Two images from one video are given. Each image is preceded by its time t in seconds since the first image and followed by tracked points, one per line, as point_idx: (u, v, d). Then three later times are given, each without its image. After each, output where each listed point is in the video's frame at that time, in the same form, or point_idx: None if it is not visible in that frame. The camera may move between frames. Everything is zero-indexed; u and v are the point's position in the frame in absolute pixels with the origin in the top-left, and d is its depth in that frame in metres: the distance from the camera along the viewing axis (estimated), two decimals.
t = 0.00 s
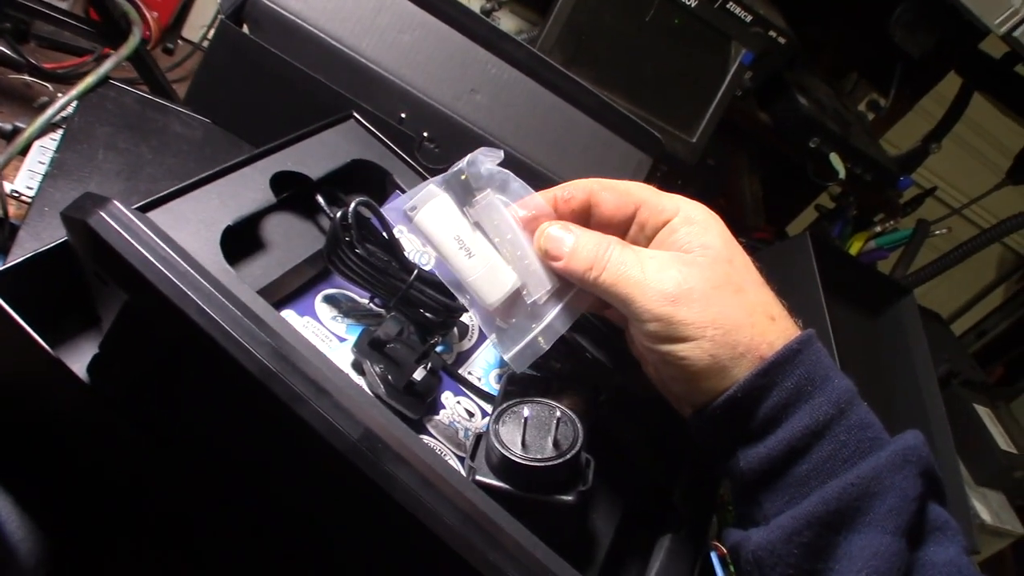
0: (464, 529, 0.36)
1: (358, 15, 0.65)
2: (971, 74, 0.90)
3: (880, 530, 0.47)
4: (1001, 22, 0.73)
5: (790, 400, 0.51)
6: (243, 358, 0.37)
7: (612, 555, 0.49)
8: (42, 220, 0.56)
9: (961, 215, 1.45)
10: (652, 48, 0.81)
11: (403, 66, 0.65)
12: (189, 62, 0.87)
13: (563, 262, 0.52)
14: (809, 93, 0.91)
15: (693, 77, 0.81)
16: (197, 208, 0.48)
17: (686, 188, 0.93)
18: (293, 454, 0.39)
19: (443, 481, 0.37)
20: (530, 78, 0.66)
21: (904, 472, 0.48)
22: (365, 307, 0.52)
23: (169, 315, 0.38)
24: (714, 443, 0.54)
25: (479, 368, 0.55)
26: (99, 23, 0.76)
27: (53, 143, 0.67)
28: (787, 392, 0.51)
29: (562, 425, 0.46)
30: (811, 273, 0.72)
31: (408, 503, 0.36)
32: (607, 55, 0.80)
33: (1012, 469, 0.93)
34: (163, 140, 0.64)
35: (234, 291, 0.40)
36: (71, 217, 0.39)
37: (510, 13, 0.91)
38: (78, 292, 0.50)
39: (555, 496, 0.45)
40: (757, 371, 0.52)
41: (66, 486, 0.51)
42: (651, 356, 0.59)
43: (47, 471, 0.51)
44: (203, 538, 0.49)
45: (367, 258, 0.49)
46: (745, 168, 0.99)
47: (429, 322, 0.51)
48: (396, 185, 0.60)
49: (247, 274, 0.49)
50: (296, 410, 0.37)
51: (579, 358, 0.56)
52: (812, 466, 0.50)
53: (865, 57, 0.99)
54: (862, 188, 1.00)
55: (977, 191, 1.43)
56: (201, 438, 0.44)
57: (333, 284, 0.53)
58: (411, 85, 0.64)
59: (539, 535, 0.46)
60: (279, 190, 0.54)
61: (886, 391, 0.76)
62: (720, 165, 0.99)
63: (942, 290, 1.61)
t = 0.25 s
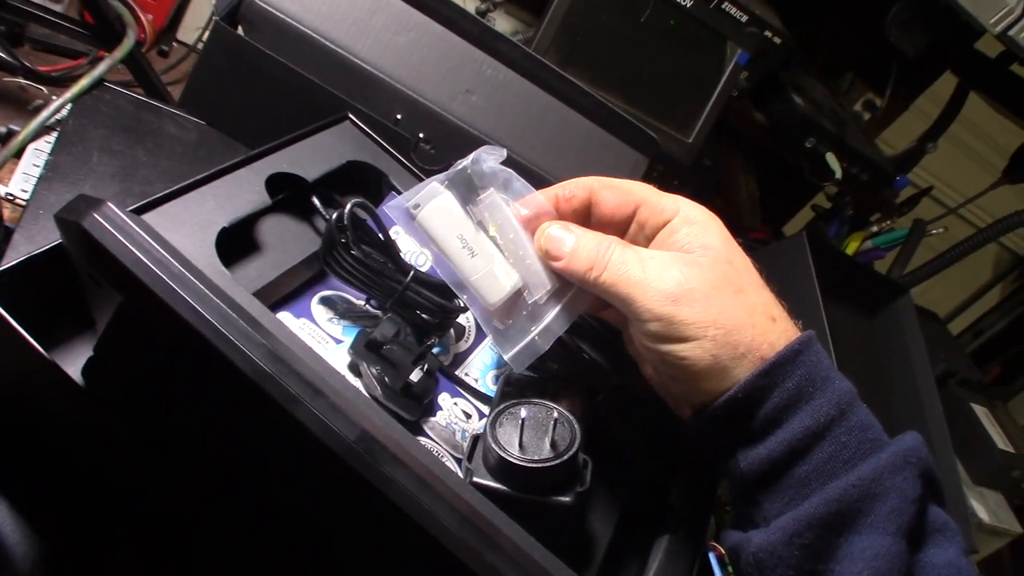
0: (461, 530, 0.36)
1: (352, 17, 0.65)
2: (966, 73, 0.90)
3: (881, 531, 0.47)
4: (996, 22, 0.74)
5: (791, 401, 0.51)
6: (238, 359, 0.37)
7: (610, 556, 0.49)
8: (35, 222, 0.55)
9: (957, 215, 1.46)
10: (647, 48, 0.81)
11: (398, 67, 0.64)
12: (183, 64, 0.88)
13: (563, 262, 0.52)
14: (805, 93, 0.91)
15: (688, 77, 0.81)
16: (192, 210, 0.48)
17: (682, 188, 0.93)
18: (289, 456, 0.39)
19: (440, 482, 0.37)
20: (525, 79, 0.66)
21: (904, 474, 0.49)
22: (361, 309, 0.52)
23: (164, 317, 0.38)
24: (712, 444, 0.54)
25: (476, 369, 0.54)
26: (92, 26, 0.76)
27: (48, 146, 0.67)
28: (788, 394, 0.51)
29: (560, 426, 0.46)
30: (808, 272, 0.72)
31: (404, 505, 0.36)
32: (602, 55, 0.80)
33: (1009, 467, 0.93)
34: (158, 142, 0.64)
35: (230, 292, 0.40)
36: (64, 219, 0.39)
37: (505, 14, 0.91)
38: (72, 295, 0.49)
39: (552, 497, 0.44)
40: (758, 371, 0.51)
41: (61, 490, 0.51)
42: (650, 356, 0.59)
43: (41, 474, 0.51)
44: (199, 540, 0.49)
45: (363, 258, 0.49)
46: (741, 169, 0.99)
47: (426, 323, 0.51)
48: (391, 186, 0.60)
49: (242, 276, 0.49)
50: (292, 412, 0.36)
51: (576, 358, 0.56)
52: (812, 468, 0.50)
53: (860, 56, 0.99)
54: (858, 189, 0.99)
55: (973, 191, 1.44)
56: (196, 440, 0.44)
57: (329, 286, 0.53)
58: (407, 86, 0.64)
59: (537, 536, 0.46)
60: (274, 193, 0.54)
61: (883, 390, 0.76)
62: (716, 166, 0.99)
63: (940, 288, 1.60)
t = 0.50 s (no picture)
0: (460, 531, 0.36)
1: (350, 18, 0.64)
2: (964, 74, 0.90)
3: (883, 535, 0.46)
4: (994, 23, 0.74)
5: (791, 405, 0.50)
6: (236, 361, 0.37)
7: (610, 558, 0.49)
8: (33, 224, 0.55)
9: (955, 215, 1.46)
10: (646, 49, 0.81)
11: (397, 68, 0.64)
12: (181, 66, 0.88)
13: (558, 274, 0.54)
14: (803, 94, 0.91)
15: (686, 78, 0.81)
16: (190, 211, 0.48)
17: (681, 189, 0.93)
18: (288, 458, 0.39)
19: (439, 484, 0.37)
20: (524, 80, 0.66)
21: (904, 478, 0.48)
22: (360, 310, 0.52)
23: (162, 318, 0.38)
24: (713, 445, 0.54)
25: (475, 371, 0.54)
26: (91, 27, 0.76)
27: (45, 147, 0.67)
28: (788, 396, 0.50)
29: (560, 428, 0.46)
30: (807, 273, 0.72)
31: (403, 507, 0.36)
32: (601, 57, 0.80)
33: (1008, 468, 0.93)
34: (156, 144, 0.64)
35: (228, 294, 0.40)
36: (61, 220, 0.39)
37: (504, 15, 0.91)
38: (70, 296, 0.49)
39: (552, 498, 0.44)
40: (759, 373, 0.51)
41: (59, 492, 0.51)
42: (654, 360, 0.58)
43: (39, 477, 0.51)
44: (199, 542, 0.49)
45: (362, 260, 0.49)
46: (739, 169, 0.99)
47: (425, 324, 0.51)
48: (390, 188, 0.60)
49: (240, 277, 0.49)
50: (290, 413, 0.36)
51: (575, 360, 0.56)
52: (812, 471, 0.49)
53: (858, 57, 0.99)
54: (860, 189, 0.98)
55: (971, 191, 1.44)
56: (195, 442, 0.43)
57: (327, 288, 0.53)
58: (405, 87, 0.64)
59: (536, 538, 0.46)
60: (273, 194, 0.54)
61: (882, 391, 0.76)
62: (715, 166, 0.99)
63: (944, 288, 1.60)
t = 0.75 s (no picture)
0: (461, 532, 0.36)
1: (350, 18, 0.64)
2: (963, 74, 0.90)
3: (894, 535, 0.43)
4: (993, 23, 0.73)
5: (795, 396, 0.47)
6: (235, 361, 0.37)
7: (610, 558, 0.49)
8: (31, 223, 0.55)
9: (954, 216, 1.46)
10: (645, 48, 0.80)
11: (396, 68, 0.64)
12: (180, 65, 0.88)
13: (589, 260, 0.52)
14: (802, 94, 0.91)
15: (686, 78, 0.81)
16: (189, 210, 0.48)
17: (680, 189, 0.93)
18: (287, 459, 0.39)
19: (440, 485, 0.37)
20: (523, 79, 0.66)
21: (909, 476, 0.45)
22: (359, 310, 0.52)
23: (160, 318, 0.38)
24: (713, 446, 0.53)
25: (474, 371, 0.54)
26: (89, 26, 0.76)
27: (43, 146, 0.66)
28: (795, 386, 0.47)
29: (559, 428, 0.46)
30: (807, 273, 0.72)
31: (403, 508, 0.36)
32: (600, 56, 0.79)
33: (1006, 468, 0.93)
34: (155, 143, 0.64)
35: (227, 293, 0.39)
36: (60, 220, 0.39)
37: (503, 14, 0.91)
38: (68, 295, 0.49)
39: (551, 499, 0.44)
40: (767, 361, 0.47)
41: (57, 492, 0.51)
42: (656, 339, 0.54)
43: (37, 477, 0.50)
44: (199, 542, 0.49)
45: (361, 260, 0.49)
46: (738, 169, 0.99)
47: (424, 325, 0.51)
48: (390, 188, 0.60)
49: (238, 277, 0.49)
50: (290, 414, 0.36)
51: (575, 360, 0.56)
52: (816, 468, 0.46)
53: (858, 57, 0.99)
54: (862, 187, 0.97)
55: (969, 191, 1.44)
56: (194, 441, 0.43)
57: (326, 288, 0.53)
58: (405, 87, 0.64)
59: (535, 538, 0.46)
60: (272, 193, 0.53)
61: (881, 391, 0.76)
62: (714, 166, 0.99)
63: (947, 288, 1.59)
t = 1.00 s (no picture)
0: (465, 531, 0.36)
1: (353, 16, 0.64)
2: (964, 76, 0.90)
3: (902, 542, 0.43)
4: (995, 25, 0.73)
5: (811, 404, 0.47)
6: (241, 359, 0.37)
7: (612, 558, 0.49)
8: (33, 218, 0.55)
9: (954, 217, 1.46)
10: (648, 48, 0.81)
11: (399, 66, 0.64)
12: (182, 61, 0.87)
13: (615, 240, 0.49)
14: (804, 95, 0.91)
15: (689, 78, 0.81)
16: (193, 207, 0.48)
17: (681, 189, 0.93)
18: (291, 456, 0.39)
19: (444, 482, 0.37)
20: (526, 78, 0.66)
21: (918, 485, 0.45)
22: (361, 308, 0.52)
23: (165, 315, 0.38)
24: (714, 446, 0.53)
25: (476, 369, 0.54)
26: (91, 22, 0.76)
27: (46, 142, 0.66)
28: (812, 394, 0.47)
29: (562, 427, 0.46)
30: (808, 274, 0.72)
31: (409, 508, 0.36)
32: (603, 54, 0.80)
33: (1005, 470, 0.93)
34: (157, 140, 0.63)
35: (232, 290, 0.39)
36: (65, 216, 0.39)
37: (505, 13, 0.91)
38: (71, 291, 0.49)
39: (553, 498, 0.44)
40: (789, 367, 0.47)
41: (58, 488, 0.51)
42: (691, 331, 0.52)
43: (39, 473, 0.50)
44: (200, 538, 0.49)
45: (364, 258, 0.49)
46: (740, 170, 0.99)
47: (426, 323, 0.51)
48: (393, 186, 0.60)
49: (241, 275, 0.49)
50: (296, 412, 0.36)
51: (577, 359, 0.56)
52: (827, 473, 0.46)
53: (859, 58, 0.99)
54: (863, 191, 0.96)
55: (969, 193, 1.44)
56: (197, 438, 0.43)
57: (328, 285, 0.52)
58: (408, 85, 0.64)
59: (538, 538, 0.46)
60: (276, 190, 0.53)
61: (881, 392, 0.76)
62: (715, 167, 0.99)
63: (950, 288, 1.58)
